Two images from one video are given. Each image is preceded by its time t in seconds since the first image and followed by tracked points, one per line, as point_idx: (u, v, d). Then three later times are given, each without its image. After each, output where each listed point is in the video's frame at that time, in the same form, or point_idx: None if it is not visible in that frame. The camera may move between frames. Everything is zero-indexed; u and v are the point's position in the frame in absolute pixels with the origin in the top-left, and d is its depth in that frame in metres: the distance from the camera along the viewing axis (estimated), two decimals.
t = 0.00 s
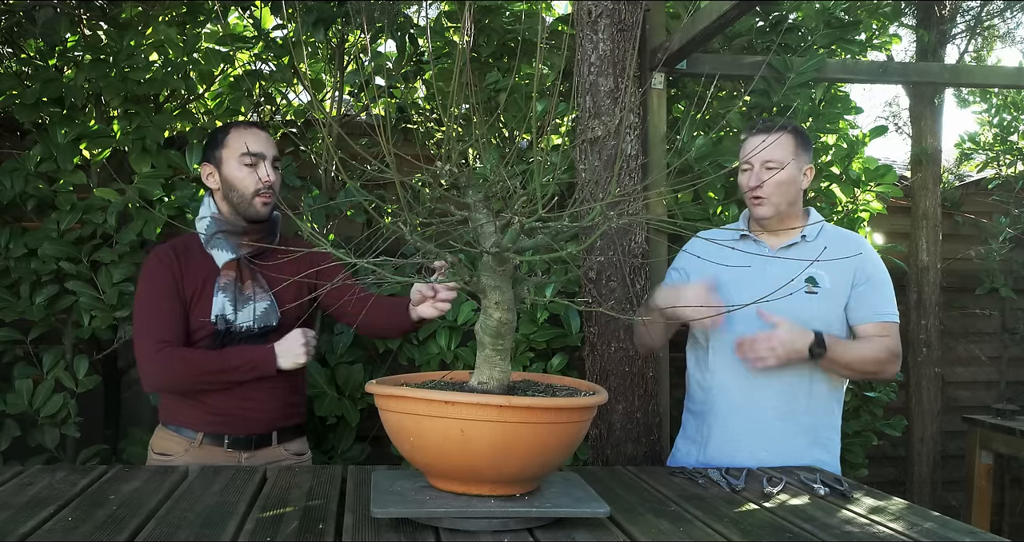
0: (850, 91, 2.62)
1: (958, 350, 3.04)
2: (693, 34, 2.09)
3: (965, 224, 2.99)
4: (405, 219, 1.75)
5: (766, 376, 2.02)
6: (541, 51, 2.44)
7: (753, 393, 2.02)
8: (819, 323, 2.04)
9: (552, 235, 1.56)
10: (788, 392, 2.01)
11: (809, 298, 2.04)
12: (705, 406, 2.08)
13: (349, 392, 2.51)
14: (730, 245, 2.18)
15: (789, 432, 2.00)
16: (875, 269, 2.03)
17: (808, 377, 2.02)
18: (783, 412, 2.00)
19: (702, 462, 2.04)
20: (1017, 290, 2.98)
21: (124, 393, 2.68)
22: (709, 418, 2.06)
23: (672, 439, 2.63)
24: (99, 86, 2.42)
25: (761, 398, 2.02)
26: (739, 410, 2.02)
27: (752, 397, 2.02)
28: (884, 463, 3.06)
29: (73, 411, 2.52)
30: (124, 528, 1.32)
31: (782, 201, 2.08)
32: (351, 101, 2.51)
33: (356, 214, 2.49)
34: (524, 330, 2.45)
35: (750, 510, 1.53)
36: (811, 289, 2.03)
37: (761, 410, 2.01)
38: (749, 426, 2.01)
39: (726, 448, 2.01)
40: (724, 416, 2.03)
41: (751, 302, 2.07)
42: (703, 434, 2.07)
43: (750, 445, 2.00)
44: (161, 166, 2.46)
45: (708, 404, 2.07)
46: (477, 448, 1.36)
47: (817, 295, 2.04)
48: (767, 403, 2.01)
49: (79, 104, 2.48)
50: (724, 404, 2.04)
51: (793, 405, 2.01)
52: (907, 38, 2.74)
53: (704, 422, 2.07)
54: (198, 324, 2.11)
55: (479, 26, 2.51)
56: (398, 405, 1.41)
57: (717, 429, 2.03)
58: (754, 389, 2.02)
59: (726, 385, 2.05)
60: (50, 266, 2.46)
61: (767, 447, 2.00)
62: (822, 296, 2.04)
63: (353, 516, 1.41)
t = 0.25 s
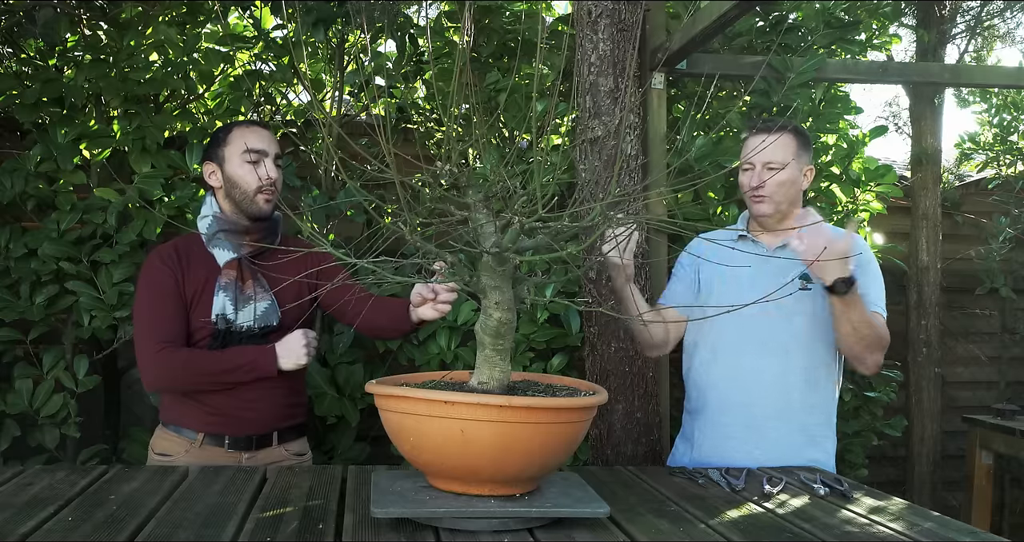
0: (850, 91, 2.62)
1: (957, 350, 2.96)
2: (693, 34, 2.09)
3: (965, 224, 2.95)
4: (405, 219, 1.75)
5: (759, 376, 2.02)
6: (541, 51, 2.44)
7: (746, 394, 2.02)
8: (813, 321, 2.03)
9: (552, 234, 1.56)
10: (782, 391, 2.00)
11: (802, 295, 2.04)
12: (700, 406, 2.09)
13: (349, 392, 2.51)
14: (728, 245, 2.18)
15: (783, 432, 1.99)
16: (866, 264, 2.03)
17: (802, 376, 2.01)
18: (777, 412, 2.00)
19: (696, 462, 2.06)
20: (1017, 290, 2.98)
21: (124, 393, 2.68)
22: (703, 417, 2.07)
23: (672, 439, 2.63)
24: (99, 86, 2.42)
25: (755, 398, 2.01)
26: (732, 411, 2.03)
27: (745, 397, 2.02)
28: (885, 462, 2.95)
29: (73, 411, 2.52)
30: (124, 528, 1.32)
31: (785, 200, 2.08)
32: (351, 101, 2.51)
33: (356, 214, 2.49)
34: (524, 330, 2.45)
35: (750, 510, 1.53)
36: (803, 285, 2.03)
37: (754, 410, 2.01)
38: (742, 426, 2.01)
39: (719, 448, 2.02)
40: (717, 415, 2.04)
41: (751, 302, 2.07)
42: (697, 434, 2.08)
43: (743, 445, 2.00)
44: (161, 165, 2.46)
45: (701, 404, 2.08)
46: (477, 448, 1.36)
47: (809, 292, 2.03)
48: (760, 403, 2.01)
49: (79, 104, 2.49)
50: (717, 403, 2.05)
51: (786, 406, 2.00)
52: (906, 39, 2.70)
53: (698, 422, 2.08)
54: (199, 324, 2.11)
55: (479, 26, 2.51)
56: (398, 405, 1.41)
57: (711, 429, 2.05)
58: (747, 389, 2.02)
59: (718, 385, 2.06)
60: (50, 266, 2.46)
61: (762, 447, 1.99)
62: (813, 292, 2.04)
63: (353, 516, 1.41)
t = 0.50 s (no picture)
0: (850, 91, 2.62)
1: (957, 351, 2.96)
2: (693, 34, 2.10)
3: (965, 224, 2.95)
4: (405, 219, 1.75)
5: (757, 377, 2.02)
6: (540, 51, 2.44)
7: (745, 395, 2.02)
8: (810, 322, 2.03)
9: (552, 234, 1.56)
10: (780, 392, 2.00)
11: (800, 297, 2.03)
12: (699, 407, 2.09)
13: (349, 392, 2.51)
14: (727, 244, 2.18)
15: (781, 433, 1.99)
16: (866, 267, 2.01)
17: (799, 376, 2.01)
18: (775, 413, 2.00)
19: (696, 463, 2.05)
20: (1017, 290, 2.98)
21: (124, 393, 2.68)
22: (703, 418, 2.07)
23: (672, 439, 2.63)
24: (99, 86, 2.42)
25: (754, 399, 2.01)
26: (731, 412, 2.02)
27: (744, 398, 2.02)
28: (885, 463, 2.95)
29: (73, 411, 2.52)
30: (124, 527, 1.32)
31: (775, 199, 2.08)
32: (351, 101, 2.51)
33: (356, 214, 2.49)
34: (524, 330, 2.45)
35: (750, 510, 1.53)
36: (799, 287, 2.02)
37: (753, 411, 2.00)
38: (741, 427, 2.01)
39: (718, 449, 2.02)
40: (717, 417, 2.04)
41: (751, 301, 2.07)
42: (697, 435, 2.08)
43: (742, 447, 2.00)
44: (161, 165, 2.46)
45: (701, 405, 2.08)
46: (476, 448, 1.36)
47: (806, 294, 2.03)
48: (759, 404, 2.00)
49: (79, 104, 2.49)
50: (716, 405, 2.05)
51: (784, 407, 2.00)
52: (907, 39, 2.70)
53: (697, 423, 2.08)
54: (198, 324, 2.11)
55: (479, 26, 2.51)
56: (398, 405, 1.41)
57: (710, 431, 2.04)
58: (746, 390, 2.02)
59: (717, 386, 2.05)
60: (50, 266, 2.46)
61: (760, 448, 1.99)
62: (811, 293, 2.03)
63: (353, 516, 1.41)
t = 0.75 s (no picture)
0: (850, 91, 2.62)
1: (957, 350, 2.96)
2: (693, 34, 2.10)
3: (965, 224, 2.96)
4: (405, 219, 1.76)
5: (757, 378, 2.02)
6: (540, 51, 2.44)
7: (745, 395, 2.02)
8: (809, 323, 2.03)
9: (552, 234, 1.56)
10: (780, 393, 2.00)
11: (799, 298, 2.03)
12: (699, 407, 2.09)
13: (349, 392, 2.51)
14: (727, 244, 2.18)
15: (780, 433, 1.99)
16: (866, 268, 2.02)
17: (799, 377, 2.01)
18: (774, 413, 2.00)
19: (695, 463, 2.06)
20: (1017, 290, 2.97)
21: (124, 393, 2.68)
22: (702, 418, 2.06)
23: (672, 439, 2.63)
24: (99, 86, 2.42)
25: (753, 400, 2.01)
26: (730, 412, 2.02)
27: (743, 399, 2.02)
28: (884, 462, 2.96)
29: (73, 411, 2.52)
30: (123, 527, 1.32)
31: (772, 198, 2.08)
32: (351, 101, 2.50)
33: (356, 214, 2.49)
34: (524, 330, 2.45)
35: (750, 510, 1.53)
36: (800, 288, 2.03)
37: (753, 412, 2.00)
38: (741, 428, 2.01)
39: (717, 449, 2.02)
40: (716, 417, 2.04)
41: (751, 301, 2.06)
42: (696, 435, 2.08)
43: (742, 447, 2.00)
44: (161, 166, 2.46)
45: (700, 405, 2.08)
46: (476, 448, 1.36)
47: (805, 295, 2.03)
48: (758, 405, 2.00)
49: (79, 104, 2.49)
50: (715, 405, 2.05)
51: (784, 407, 2.00)
52: (906, 39, 2.70)
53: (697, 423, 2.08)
54: (197, 324, 2.11)
55: (479, 26, 2.51)
56: (398, 405, 1.41)
57: (710, 431, 2.04)
58: (746, 391, 2.02)
59: (717, 386, 2.05)
60: (50, 266, 2.46)
61: (760, 448, 1.99)
62: (811, 295, 2.03)
63: (353, 515, 1.41)
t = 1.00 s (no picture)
0: (850, 91, 2.62)
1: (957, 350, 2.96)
2: (693, 34, 2.10)
3: (965, 224, 2.96)
4: (405, 219, 1.75)
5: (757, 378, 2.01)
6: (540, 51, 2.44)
7: (745, 396, 2.02)
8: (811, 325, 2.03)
9: (552, 234, 1.56)
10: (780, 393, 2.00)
11: (801, 299, 2.03)
12: (699, 407, 2.09)
13: (349, 392, 2.51)
14: (727, 244, 2.18)
15: (780, 433, 1.99)
16: (867, 269, 2.03)
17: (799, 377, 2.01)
18: (775, 414, 1.99)
19: (695, 463, 2.05)
20: (1017, 290, 2.97)
21: (123, 393, 2.68)
22: (703, 419, 2.06)
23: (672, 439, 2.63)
24: (99, 86, 2.42)
25: (753, 400, 2.01)
26: (731, 413, 2.02)
27: (743, 399, 2.02)
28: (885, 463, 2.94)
29: (73, 411, 2.52)
30: (123, 527, 1.32)
31: (775, 198, 2.09)
32: (351, 101, 2.50)
33: (356, 214, 2.49)
34: (524, 330, 2.45)
35: (750, 510, 1.53)
36: (801, 290, 2.02)
37: (753, 412, 2.00)
38: (741, 428, 2.01)
39: (717, 450, 2.02)
40: (716, 417, 2.04)
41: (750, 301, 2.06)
42: (696, 436, 2.08)
43: (742, 447, 2.00)
44: (161, 166, 2.46)
45: (701, 405, 2.08)
46: (477, 448, 1.36)
47: (807, 298, 2.03)
48: (758, 405, 2.00)
49: (79, 104, 2.49)
50: (716, 405, 2.05)
51: (784, 408, 2.00)
52: (906, 39, 2.70)
53: (697, 423, 2.08)
54: (196, 324, 2.10)
55: (479, 26, 2.51)
56: (398, 405, 1.41)
57: (710, 431, 2.04)
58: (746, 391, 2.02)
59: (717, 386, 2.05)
60: (50, 266, 2.46)
61: (760, 448, 1.99)
62: (813, 297, 2.03)
63: (353, 515, 1.41)
